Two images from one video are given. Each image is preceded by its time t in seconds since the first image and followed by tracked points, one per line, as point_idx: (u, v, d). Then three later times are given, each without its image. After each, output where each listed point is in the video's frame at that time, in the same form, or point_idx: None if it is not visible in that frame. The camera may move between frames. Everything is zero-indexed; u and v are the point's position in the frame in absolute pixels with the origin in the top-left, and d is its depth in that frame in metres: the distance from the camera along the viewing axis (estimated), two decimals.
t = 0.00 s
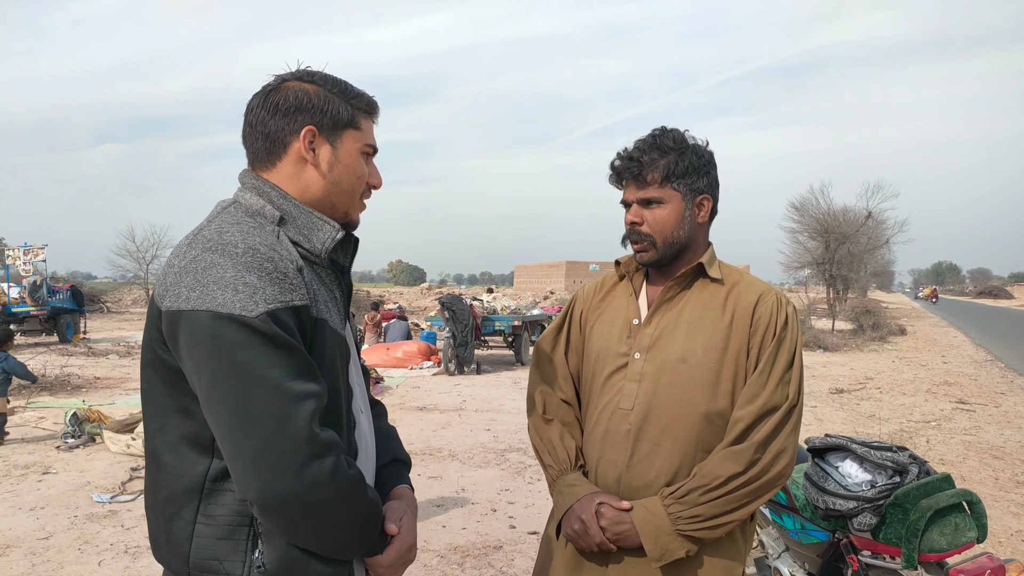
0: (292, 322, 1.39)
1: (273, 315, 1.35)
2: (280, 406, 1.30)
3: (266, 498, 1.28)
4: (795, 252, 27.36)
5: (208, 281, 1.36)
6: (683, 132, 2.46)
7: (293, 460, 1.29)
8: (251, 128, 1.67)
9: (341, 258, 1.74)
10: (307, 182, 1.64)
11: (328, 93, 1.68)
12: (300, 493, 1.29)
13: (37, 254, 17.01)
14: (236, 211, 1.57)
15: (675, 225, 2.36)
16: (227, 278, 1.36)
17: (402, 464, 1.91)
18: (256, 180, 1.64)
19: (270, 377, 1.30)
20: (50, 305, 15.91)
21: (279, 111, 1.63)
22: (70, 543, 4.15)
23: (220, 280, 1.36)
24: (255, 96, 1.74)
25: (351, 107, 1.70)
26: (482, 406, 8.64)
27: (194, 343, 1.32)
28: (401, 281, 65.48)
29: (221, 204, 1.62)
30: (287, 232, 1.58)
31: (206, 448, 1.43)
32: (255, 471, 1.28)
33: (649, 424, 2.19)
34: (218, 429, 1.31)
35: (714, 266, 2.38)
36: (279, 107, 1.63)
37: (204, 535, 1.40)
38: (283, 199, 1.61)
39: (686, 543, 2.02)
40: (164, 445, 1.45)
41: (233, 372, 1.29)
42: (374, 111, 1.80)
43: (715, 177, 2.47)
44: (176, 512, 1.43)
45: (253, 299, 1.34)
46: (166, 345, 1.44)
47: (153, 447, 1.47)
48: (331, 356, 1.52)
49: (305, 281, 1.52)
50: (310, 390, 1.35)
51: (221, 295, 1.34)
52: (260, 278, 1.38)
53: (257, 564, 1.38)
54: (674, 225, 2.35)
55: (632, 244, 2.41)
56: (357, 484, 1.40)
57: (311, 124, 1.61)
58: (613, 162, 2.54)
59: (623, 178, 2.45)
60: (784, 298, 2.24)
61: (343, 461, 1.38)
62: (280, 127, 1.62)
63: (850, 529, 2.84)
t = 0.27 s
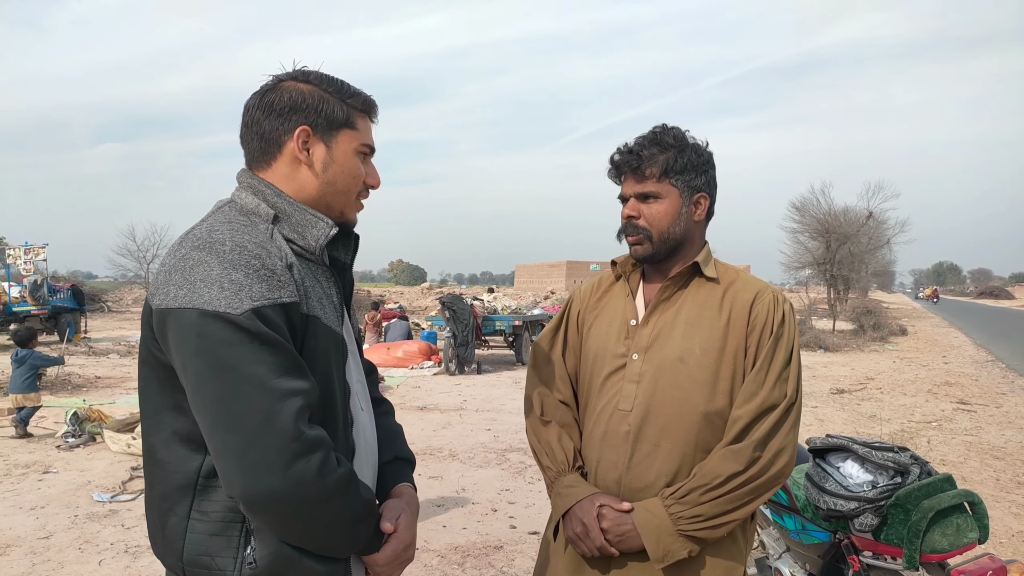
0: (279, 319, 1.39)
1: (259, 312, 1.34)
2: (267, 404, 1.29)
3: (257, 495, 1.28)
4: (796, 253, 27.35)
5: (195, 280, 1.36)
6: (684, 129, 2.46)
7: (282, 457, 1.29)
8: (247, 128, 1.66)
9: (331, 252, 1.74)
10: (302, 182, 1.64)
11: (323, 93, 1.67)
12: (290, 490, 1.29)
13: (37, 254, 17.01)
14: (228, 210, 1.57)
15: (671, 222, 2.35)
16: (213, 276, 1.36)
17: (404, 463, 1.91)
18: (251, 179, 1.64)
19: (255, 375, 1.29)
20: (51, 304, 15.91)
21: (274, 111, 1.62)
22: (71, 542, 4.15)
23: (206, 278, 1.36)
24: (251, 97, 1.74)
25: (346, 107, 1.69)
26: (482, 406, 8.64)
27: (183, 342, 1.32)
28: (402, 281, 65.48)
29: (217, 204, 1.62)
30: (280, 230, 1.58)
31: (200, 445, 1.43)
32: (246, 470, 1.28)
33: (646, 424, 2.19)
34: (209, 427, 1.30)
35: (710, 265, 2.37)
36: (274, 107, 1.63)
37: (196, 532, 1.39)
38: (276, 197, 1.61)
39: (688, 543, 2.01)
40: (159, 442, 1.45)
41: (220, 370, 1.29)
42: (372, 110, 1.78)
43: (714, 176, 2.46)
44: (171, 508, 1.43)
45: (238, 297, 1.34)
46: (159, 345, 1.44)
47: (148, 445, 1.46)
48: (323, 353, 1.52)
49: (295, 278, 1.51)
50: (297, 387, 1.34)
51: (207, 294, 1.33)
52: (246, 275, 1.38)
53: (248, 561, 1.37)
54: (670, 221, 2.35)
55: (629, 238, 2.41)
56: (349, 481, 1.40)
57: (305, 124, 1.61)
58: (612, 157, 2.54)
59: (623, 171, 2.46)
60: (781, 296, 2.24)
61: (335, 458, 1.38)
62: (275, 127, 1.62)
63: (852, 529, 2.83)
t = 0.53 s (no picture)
0: (275, 319, 1.38)
1: (253, 313, 1.34)
2: (262, 403, 1.29)
3: (254, 495, 1.28)
4: (796, 251, 27.34)
5: (191, 281, 1.36)
6: (682, 128, 2.45)
7: (278, 455, 1.28)
8: (246, 132, 1.67)
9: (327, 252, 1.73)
10: (301, 184, 1.64)
11: (320, 95, 1.66)
12: (287, 487, 1.29)
13: (38, 254, 17.00)
14: (227, 213, 1.57)
15: (671, 221, 2.35)
16: (208, 278, 1.36)
17: (411, 461, 1.91)
18: (250, 182, 1.64)
19: (249, 375, 1.29)
20: (51, 304, 15.90)
21: (272, 114, 1.62)
22: (72, 542, 4.15)
23: (202, 280, 1.36)
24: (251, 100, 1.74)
25: (344, 108, 1.68)
26: (483, 405, 8.63)
27: (180, 343, 1.32)
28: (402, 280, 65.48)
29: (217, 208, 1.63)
30: (278, 232, 1.57)
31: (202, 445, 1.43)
32: (243, 468, 1.28)
33: (647, 424, 2.19)
34: (207, 428, 1.31)
35: (710, 264, 2.37)
36: (272, 110, 1.62)
37: (199, 530, 1.39)
38: (274, 200, 1.61)
39: (690, 542, 2.01)
40: (162, 442, 1.44)
41: (216, 371, 1.29)
42: (369, 111, 1.77)
43: (713, 174, 2.45)
44: (174, 506, 1.42)
45: (232, 298, 1.34)
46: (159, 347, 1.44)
47: (152, 444, 1.46)
48: (322, 353, 1.51)
49: (292, 278, 1.51)
50: (293, 386, 1.33)
51: (202, 296, 1.33)
52: (241, 276, 1.38)
53: (250, 559, 1.37)
54: (670, 221, 2.34)
55: (630, 238, 2.40)
56: (348, 478, 1.39)
57: (302, 127, 1.61)
58: (609, 158, 2.54)
59: (621, 173, 2.45)
60: (782, 294, 2.23)
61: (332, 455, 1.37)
62: (273, 130, 1.62)
63: (853, 528, 2.83)
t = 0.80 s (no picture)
0: (276, 321, 1.38)
1: (254, 315, 1.34)
2: (264, 403, 1.29)
3: (257, 494, 1.28)
4: (796, 254, 27.35)
5: (194, 285, 1.36)
6: (682, 130, 2.45)
7: (281, 454, 1.28)
8: (252, 138, 1.68)
9: (329, 255, 1.73)
10: (303, 189, 1.64)
11: (323, 101, 1.67)
12: (291, 486, 1.29)
13: (38, 254, 17.00)
14: (232, 218, 1.58)
15: (672, 223, 2.35)
16: (211, 282, 1.36)
17: (420, 461, 1.90)
18: (255, 188, 1.64)
19: (250, 376, 1.29)
20: (51, 305, 15.90)
21: (276, 120, 1.63)
22: (71, 543, 4.14)
23: (204, 284, 1.36)
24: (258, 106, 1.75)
25: (345, 114, 1.68)
26: (482, 407, 8.63)
27: (184, 345, 1.32)
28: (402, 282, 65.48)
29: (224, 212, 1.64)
30: (282, 236, 1.57)
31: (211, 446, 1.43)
32: (247, 468, 1.28)
33: (649, 427, 2.18)
34: (211, 429, 1.31)
35: (710, 265, 2.37)
36: (276, 116, 1.63)
37: (208, 529, 1.39)
38: (277, 205, 1.61)
39: (693, 545, 2.01)
40: (171, 443, 1.45)
41: (218, 372, 1.29)
42: (373, 117, 1.77)
43: (713, 176, 2.45)
44: (184, 506, 1.42)
45: (234, 300, 1.34)
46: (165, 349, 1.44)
47: (161, 445, 1.47)
48: (326, 354, 1.51)
49: (295, 280, 1.50)
50: (294, 385, 1.33)
51: (205, 299, 1.34)
52: (243, 279, 1.38)
53: (258, 558, 1.37)
54: (670, 222, 2.34)
55: (630, 240, 2.40)
56: (352, 477, 1.38)
57: (305, 132, 1.61)
58: (609, 160, 2.54)
59: (622, 175, 2.45)
60: (783, 296, 2.23)
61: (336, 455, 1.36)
62: (276, 135, 1.62)
63: (854, 531, 2.82)
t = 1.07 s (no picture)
0: (283, 313, 1.38)
1: (260, 306, 1.34)
2: (270, 392, 1.29)
3: (264, 481, 1.28)
4: (796, 251, 27.35)
5: (202, 277, 1.37)
6: (683, 128, 2.45)
7: (287, 442, 1.28)
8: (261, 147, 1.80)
9: (337, 254, 1.72)
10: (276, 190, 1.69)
11: (284, 95, 1.66)
12: (296, 474, 1.28)
13: (37, 254, 16.98)
14: (243, 215, 1.59)
15: (672, 221, 2.34)
16: (219, 274, 1.37)
17: (431, 457, 1.89)
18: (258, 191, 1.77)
19: (257, 364, 1.29)
20: (51, 304, 15.90)
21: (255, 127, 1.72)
22: (71, 542, 4.14)
23: (212, 276, 1.37)
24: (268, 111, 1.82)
25: (299, 102, 1.63)
26: (482, 405, 8.63)
27: (193, 336, 1.33)
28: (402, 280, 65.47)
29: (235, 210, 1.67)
30: (290, 234, 1.58)
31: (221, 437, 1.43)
32: (254, 455, 1.29)
33: (651, 423, 2.18)
34: (220, 418, 1.32)
35: (710, 263, 2.37)
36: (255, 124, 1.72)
37: (216, 518, 1.39)
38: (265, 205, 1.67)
39: (694, 543, 2.01)
40: (183, 434, 1.45)
41: (225, 361, 1.30)
42: (335, 94, 1.66)
43: (714, 174, 2.45)
44: (195, 495, 1.42)
45: (240, 292, 1.34)
46: (175, 342, 1.45)
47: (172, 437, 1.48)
48: (335, 351, 1.51)
49: (301, 275, 1.50)
50: (300, 374, 1.33)
51: (212, 291, 1.34)
52: (249, 272, 1.38)
53: (264, 545, 1.36)
54: (671, 221, 2.34)
55: (630, 239, 2.41)
56: (357, 468, 1.37)
57: (264, 136, 1.66)
58: (611, 157, 2.53)
59: (620, 175, 2.45)
60: (782, 293, 2.23)
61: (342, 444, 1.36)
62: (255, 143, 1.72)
63: (854, 528, 2.83)
